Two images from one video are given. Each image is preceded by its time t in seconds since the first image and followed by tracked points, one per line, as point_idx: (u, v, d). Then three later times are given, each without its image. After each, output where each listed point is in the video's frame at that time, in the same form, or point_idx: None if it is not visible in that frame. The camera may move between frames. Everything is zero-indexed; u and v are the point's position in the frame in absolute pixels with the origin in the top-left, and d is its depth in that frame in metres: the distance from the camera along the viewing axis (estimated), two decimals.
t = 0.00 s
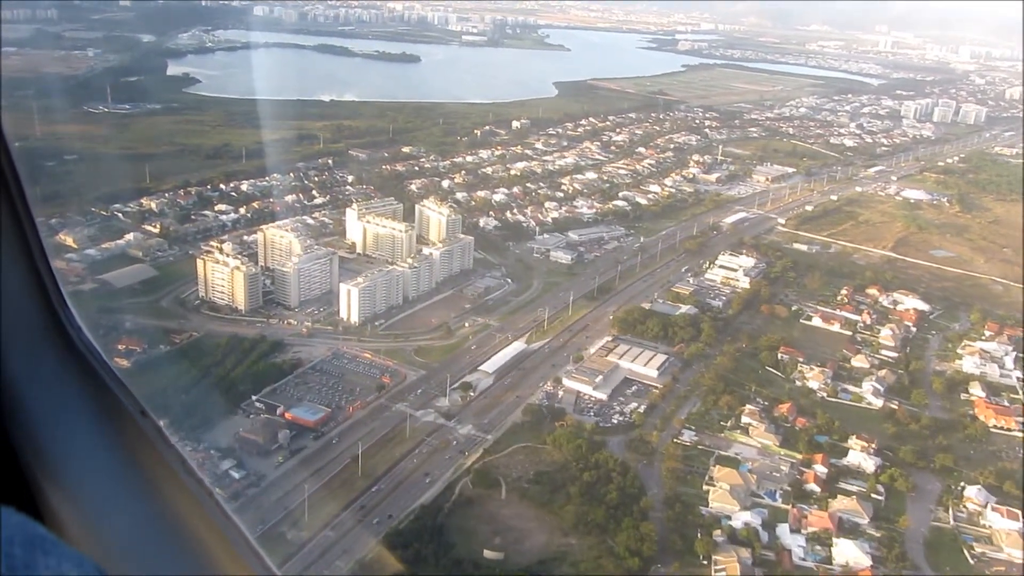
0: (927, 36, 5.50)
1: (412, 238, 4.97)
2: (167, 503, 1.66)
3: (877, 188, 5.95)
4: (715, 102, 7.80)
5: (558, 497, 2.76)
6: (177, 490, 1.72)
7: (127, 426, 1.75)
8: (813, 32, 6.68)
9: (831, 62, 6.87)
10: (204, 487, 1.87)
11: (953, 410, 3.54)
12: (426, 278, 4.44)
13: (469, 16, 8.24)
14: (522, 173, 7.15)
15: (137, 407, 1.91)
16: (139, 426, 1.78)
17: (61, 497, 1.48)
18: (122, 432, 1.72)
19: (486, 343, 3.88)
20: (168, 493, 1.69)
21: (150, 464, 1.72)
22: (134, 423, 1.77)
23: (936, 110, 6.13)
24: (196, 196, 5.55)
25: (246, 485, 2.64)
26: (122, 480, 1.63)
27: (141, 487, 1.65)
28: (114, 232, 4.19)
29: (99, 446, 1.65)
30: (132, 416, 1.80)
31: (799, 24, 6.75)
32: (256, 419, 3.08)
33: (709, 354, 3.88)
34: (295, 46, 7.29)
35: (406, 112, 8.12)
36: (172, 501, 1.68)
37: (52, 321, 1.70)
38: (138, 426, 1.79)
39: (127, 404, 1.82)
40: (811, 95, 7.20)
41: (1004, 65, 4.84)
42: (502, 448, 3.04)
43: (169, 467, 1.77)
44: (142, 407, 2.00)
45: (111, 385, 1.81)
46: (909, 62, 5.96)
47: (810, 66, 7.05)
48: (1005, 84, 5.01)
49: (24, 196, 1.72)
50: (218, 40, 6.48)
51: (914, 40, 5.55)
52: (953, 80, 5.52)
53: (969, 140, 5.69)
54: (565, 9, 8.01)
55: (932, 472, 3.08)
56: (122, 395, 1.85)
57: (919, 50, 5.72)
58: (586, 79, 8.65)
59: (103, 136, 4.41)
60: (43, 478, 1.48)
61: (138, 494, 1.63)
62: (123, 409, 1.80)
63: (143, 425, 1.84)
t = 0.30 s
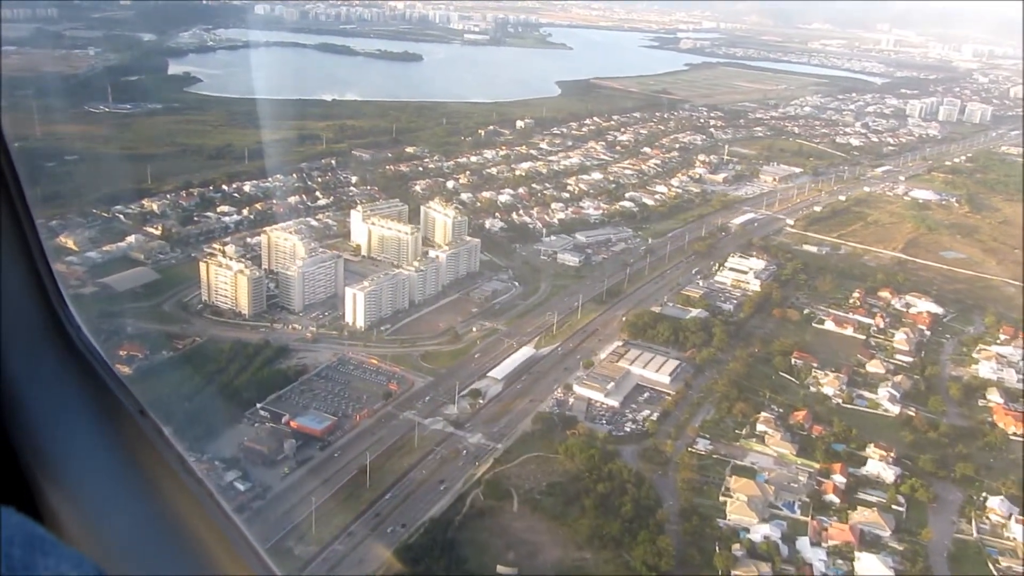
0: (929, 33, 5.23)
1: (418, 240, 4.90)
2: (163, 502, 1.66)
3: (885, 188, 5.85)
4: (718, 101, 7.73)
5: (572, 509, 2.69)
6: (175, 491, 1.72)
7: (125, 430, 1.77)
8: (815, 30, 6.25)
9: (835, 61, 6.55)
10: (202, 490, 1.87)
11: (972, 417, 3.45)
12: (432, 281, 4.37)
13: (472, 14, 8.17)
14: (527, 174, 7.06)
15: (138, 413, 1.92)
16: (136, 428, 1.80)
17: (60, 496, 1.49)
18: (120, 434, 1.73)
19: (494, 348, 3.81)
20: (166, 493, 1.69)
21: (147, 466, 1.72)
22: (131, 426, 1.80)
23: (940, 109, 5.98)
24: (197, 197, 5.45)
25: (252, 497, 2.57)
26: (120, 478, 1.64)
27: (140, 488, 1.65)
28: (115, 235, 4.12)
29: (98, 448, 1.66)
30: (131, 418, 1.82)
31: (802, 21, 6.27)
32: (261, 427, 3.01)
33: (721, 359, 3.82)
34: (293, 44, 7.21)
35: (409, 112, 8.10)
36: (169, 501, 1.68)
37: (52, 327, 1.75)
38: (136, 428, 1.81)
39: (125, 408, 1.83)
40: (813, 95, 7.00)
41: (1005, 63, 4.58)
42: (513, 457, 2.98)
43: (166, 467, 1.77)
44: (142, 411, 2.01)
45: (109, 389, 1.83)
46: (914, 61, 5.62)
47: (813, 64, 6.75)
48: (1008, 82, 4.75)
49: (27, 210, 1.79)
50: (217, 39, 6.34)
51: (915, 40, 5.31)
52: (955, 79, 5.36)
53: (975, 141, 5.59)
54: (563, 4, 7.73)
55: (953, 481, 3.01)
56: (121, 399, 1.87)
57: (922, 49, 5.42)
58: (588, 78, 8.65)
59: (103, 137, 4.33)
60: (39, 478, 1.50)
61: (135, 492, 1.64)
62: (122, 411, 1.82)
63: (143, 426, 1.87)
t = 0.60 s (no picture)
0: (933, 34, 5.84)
1: (424, 244, 4.78)
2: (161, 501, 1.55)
3: (894, 189, 5.98)
4: (723, 100, 8.16)
5: (589, 524, 2.60)
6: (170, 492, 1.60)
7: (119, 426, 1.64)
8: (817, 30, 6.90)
9: (839, 59, 7.22)
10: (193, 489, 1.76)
11: (995, 425, 3.38)
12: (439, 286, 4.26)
13: (472, 13, 8.20)
14: (533, 174, 6.98)
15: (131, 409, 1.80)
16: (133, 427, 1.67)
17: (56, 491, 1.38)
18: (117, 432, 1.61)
19: (504, 356, 3.72)
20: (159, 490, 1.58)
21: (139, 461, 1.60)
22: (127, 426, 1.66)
23: (947, 108, 6.50)
24: (200, 199, 5.40)
25: (258, 512, 2.48)
26: (118, 474, 1.53)
27: (141, 487, 1.54)
28: (116, 238, 4.04)
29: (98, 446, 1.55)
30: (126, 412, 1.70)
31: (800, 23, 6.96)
32: (267, 439, 2.92)
33: (736, 366, 3.74)
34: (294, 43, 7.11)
35: (413, 111, 7.95)
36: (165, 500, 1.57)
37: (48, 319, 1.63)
38: (135, 423, 1.70)
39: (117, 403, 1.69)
40: (817, 94, 7.64)
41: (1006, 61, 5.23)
42: (527, 469, 2.89)
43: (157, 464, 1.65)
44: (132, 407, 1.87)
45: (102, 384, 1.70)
46: (920, 57, 6.21)
47: (815, 62, 7.47)
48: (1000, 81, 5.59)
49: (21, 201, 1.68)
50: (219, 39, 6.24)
51: (920, 37, 5.88)
52: (959, 77, 5.81)
53: (981, 138, 6.18)
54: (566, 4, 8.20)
55: (979, 493, 2.92)
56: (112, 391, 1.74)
57: (927, 47, 6.05)
58: (592, 77, 8.86)
59: (105, 138, 4.26)
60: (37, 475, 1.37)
61: (132, 489, 1.52)
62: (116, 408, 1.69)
63: (142, 426, 1.77)
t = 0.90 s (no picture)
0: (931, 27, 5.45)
1: (431, 247, 4.66)
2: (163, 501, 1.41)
3: (903, 188, 5.77)
4: (726, 99, 8.02)
5: (605, 537, 2.53)
6: (176, 492, 1.45)
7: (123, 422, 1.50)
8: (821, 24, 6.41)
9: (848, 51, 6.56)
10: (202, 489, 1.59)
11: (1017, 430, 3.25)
12: (447, 290, 4.19)
13: (474, 11, 7.68)
14: (539, 175, 6.91)
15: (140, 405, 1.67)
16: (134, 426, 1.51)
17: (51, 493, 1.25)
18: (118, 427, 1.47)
19: (513, 361, 3.65)
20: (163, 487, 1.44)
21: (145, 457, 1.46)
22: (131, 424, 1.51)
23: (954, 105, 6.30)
24: (202, 203, 5.37)
25: (266, 527, 2.41)
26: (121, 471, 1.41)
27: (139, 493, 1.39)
28: (119, 241, 3.97)
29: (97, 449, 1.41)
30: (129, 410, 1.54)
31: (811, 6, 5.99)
32: (274, 449, 2.84)
33: (750, 371, 3.66)
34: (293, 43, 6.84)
35: (415, 110, 7.92)
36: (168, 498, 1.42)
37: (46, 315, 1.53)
38: (137, 424, 1.53)
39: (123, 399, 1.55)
40: (822, 92, 7.40)
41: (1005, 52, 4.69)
42: (540, 479, 2.81)
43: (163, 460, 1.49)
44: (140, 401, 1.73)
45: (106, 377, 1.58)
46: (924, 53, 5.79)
47: (827, 58, 6.99)
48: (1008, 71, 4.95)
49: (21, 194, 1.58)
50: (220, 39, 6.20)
51: (919, 34, 5.52)
52: (962, 74, 5.54)
53: (989, 136, 5.90)
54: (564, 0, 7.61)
55: (1003, 502, 2.83)
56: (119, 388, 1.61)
57: (926, 44, 5.60)
58: (597, 77, 8.56)
59: (108, 140, 4.20)
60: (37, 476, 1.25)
61: (130, 492, 1.38)
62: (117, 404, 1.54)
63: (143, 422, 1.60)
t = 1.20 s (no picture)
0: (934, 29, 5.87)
1: (437, 249, 4.61)
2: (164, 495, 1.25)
3: (912, 188, 5.71)
4: (731, 97, 8.03)
5: (622, 551, 2.46)
6: (179, 486, 1.29)
7: (124, 419, 1.36)
8: (820, 24, 6.88)
9: (844, 56, 6.94)
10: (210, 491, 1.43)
11: None
12: (454, 295, 4.13)
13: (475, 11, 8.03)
14: (544, 176, 6.83)
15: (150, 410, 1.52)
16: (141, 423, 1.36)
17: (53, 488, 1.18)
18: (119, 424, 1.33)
19: (522, 368, 3.58)
20: (166, 479, 1.29)
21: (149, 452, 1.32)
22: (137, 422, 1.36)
23: (958, 103, 6.27)
24: (204, 205, 5.24)
25: (272, 543, 2.35)
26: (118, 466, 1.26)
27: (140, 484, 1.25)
28: (120, 245, 3.90)
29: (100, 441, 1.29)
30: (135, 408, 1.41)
31: (805, 15, 7.05)
32: (280, 460, 2.76)
33: (765, 377, 3.59)
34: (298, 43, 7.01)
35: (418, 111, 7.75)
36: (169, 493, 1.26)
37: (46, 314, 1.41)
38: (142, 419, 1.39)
39: (126, 397, 1.41)
40: (825, 91, 7.41)
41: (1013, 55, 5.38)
42: (553, 491, 2.75)
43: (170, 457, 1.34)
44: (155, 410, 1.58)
45: (113, 378, 1.45)
46: (923, 54, 6.16)
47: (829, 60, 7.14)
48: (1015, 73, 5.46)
49: (25, 191, 1.49)
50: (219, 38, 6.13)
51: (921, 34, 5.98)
52: (965, 72, 5.84)
53: (995, 134, 5.87)
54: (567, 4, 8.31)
55: None
56: (124, 387, 1.47)
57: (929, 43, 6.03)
58: (598, 75, 8.53)
59: (109, 140, 4.13)
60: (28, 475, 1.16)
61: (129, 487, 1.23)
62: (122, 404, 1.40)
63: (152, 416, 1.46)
